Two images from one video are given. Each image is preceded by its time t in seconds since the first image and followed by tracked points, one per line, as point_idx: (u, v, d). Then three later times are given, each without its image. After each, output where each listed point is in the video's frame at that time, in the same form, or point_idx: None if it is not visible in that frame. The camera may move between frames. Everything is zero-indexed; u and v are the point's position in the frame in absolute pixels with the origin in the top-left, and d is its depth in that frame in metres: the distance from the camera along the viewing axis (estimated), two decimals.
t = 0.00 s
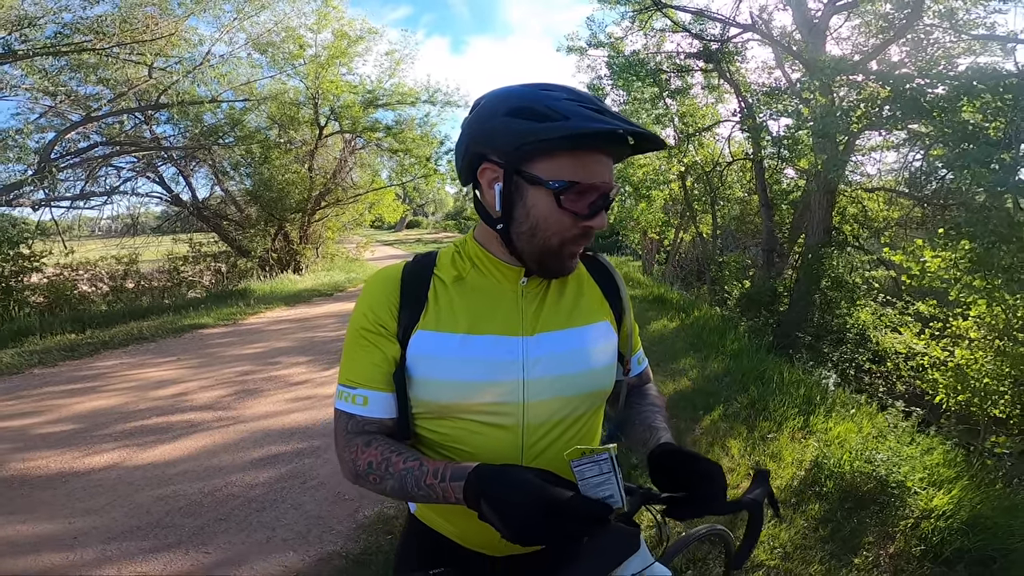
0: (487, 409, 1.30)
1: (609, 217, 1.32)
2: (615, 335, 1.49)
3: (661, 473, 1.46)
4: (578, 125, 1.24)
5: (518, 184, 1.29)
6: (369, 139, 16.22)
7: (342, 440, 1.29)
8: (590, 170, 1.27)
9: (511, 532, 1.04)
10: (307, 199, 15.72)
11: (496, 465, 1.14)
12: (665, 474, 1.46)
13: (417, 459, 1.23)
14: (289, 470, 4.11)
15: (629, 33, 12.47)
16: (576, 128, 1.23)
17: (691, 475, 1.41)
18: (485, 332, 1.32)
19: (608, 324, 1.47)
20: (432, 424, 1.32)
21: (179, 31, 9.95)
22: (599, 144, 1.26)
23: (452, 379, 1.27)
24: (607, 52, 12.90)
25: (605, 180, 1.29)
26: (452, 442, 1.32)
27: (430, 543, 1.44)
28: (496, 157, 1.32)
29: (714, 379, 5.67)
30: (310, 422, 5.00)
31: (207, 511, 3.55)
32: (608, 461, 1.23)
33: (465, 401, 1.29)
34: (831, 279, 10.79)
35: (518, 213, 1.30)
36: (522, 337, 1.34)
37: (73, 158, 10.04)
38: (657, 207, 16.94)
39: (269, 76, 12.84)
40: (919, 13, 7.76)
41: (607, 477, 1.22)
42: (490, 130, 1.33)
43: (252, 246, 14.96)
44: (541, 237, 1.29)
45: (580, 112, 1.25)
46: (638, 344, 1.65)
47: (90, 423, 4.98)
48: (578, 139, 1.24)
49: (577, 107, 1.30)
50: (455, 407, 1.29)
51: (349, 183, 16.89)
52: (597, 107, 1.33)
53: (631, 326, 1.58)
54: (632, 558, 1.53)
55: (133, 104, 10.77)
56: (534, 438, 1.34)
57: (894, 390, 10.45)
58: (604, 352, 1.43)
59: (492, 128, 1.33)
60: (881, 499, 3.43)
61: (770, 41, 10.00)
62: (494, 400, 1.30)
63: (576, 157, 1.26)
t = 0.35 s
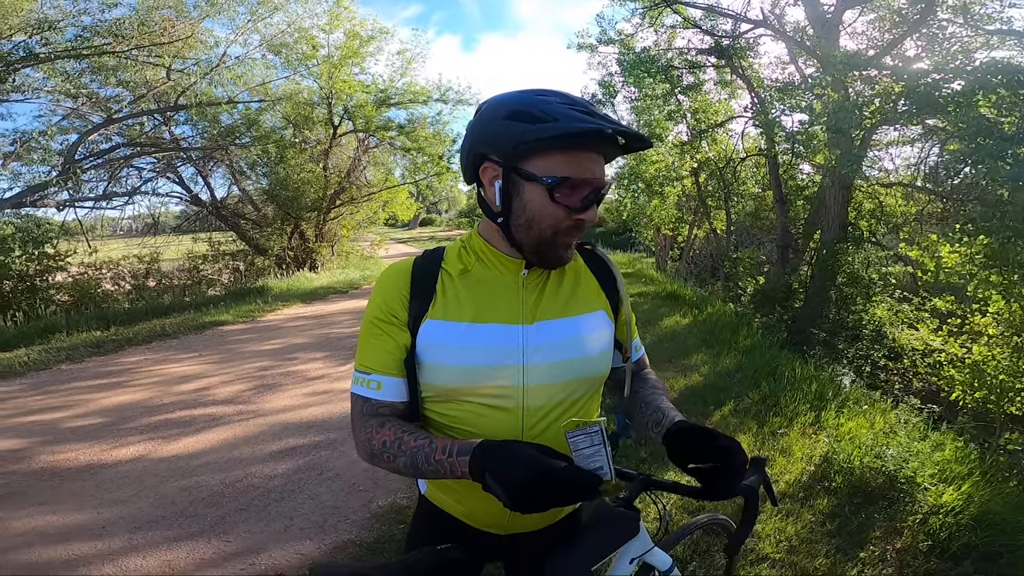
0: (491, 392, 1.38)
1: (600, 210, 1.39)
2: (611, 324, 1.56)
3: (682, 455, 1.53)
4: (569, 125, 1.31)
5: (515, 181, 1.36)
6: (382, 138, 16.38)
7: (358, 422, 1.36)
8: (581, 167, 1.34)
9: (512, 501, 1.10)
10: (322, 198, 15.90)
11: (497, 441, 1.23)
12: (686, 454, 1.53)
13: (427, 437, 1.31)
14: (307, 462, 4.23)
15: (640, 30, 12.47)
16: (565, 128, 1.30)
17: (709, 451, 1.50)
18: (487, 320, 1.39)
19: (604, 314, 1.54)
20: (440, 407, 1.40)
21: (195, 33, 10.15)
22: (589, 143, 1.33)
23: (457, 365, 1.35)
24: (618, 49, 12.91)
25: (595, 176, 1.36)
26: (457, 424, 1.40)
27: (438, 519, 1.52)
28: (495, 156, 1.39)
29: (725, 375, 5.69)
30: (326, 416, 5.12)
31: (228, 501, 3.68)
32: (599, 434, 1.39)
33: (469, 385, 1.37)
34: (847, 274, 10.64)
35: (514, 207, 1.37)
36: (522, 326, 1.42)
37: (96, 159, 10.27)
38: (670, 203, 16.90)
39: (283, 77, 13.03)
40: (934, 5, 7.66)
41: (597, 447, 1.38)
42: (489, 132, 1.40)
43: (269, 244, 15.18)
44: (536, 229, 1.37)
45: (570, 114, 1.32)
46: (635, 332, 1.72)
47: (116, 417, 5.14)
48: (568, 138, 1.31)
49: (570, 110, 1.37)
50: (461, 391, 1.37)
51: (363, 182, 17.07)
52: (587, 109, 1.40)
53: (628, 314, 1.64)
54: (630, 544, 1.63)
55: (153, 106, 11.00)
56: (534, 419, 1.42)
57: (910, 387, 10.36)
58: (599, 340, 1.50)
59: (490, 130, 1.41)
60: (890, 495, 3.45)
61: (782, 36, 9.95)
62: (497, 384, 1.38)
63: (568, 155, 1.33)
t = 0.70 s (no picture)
0: (483, 389, 1.44)
1: (593, 210, 1.46)
2: (599, 323, 1.62)
3: (678, 447, 1.57)
4: (569, 128, 1.39)
5: (517, 178, 1.42)
6: (384, 139, 16.46)
7: (357, 414, 1.42)
8: (580, 169, 1.41)
9: (498, 488, 1.15)
10: (324, 199, 15.96)
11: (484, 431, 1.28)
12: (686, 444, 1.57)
13: (420, 429, 1.36)
14: (309, 460, 4.29)
15: (641, 31, 12.53)
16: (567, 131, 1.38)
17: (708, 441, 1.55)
18: (480, 320, 1.45)
19: (592, 314, 1.60)
20: (434, 402, 1.47)
21: (198, 35, 10.24)
22: (587, 146, 1.41)
23: (451, 362, 1.42)
24: (619, 51, 12.97)
25: (590, 178, 1.44)
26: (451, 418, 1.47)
27: (438, 510, 1.58)
28: (498, 155, 1.45)
29: (724, 376, 5.73)
30: (329, 415, 5.19)
31: (232, 498, 3.74)
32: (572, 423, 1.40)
33: (463, 380, 1.43)
34: (847, 276, 10.70)
35: (513, 203, 1.43)
36: (513, 325, 1.48)
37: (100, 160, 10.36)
38: (671, 204, 16.94)
39: (286, 79, 13.12)
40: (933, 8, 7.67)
41: (572, 437, 1.39)
42: (493, 131, 1.47)
43: (272, 245, 15.25)
44: (532, 225, 1.42)
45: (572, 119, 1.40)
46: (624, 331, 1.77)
47: (121, 416, 5.21)
48: (569, 140, 1.38)
49: (570, 117, 1.45)
50: (455, 386, 1.43)
51: (365, 183, 17.15)
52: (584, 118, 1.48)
53: (616, 313, 1.70)
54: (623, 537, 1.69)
55: (156, 107, 11.08)
56: (523, 414, 1.48)
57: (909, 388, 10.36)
58: (587, 339, 1.56)
59: (494, 131, 1.47)
60: (884, 494, 3.50)
61: (782, 38, 10.00)
62: (488, 380, 1.44)
63: (567, 155, 1.40)
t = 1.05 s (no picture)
0: (481, 376, 1.49)
1: (576, 200, 1.48)
2: (592, 312, 1.67)
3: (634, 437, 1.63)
4: (540, 126, 1.43)
5: (497, 180, 1.46)
6: (380, 131, 16.44)
7: (361, 402, 1.47)
8: (556, 162, 1.45)
9: (492, 472, 1.20)
10: (320, 192, 15.93)
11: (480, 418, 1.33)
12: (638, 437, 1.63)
13: (422, 415, 1.41)
14: (309, 452, 4.34)
15: (637, 24, 12.51)
16: (536, 130, 1.42)
17: (658, 445, 1.58)
18: (477, 310, 1.50)
19: (585, 304, 1.65)
20: (435, 389, 1.51)
21: (192, 29, 10.19)
22: (558, 140, 1.44)
23: (451, 350, 1.46)
24: (614, 44, 12.95)
25: (568, 171, 1.47)
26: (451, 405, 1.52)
27: (436, 497, 1.62)
28: (477, 160, 1.50)
29: (718, 367, 5.79)
30: (327, 407, 5.24)
31: (233, 490, 3.79)
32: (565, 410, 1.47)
33: (463, 368, 1.47)
34: (840, 267, 10.75)
35: (495, 206, 1.48)
36: (509, 314, 1.52)
37: (94, 154, 10.32)
38: (667, 196, 16.98)
39: (280, 72, 13.07)
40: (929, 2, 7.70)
41: (565, 423, 1.45)
42: (468, 138, 1.51)
43: (268, 238, 15.25)
44: (518, 224, 1.46)
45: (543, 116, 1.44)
46: (616, 320, 1.82)
47: (121, 410, 5.25)
48: (540, 137, 1.42)
49: (541, 113, 1.48)
50: (455, 374, 1.48)
51: (361, 175, 17.15)
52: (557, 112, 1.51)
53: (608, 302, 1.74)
54: (616, 523, 1.75)
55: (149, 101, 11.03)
56: (521, 401, 1.53)
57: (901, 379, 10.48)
58: (581, 327, 1.61)
59: (470, 136, 1.52)
60: (873, 484, 3.56)
61: (778, 31, 10.02)
62: (487, 367, 1.49)
63: (541, 153, 1.44)
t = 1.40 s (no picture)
0: (479, 374, 1.52)
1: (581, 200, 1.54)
2: (586, 311, 1.70)
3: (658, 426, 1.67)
4: (557, 128, 1.47)
5: (511, 178, 1.48)
6: (376, 131, 16.46)
7: (363, 398, 1.49)
8: (566, 164, 1.49)
9: (501, 459, 1.23)
10: (315, 191, 15.89)
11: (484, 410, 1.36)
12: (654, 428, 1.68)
13: (424, 410, 1.44)
14: (305, 450, 4.36)
15: (633, 25, 12.56)
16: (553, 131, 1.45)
17: (680, 436, 1.63)
18: (476, 308, 1.52)
19: (580, 303, 1.67)
20: (433, 385, 1.54)
21: (188, 27, 10.17)
22: (570, 141, 1.49)
23: (450, 348, 1.49)
24: (611, 44, 13.00)
25: (576, 172, 1.52)
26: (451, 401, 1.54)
27: (436, 491, 1.63)
28: (489, 158, 1.51)
29: (712, 366, 5.84)
30: (324, 406, 5.26)
31: (230, 489, 3.80)
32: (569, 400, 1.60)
33: (461, 365, 1.50)
34: (832, 268, 10.85)
35: (508, 203, 1.49)
36: (507, 312, 1.54)
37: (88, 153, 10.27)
38: (662, 196, 17.04)
39: (276, 71, 13.04)
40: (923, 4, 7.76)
41: (573, 408, 1.59)
42: (480, 136, 1.52)
43: (262, 237, 15.23)
44: (529, 222, 1.49)
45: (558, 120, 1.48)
46: (611, 318, 1.84)
47: (116, 408, 5.24)
48: (556, 139, 1.45)
49: (551, 116, 1.52)
50: (454, 371, 1.51)
51: (356, 174, 17.13)
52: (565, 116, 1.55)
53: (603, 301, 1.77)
54: (612, 519, 1.78)
55: (144, 99, 10.98)
56: (517, 397, 1.56)
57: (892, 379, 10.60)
58: (576, 326, 1.64)
59: (482, 133, 1.52)
60: (864, 482, 3.60)
61: (773, 33, 10.08)
62: (485, 364, 1.52)
63: (555, 153, 1.48)
